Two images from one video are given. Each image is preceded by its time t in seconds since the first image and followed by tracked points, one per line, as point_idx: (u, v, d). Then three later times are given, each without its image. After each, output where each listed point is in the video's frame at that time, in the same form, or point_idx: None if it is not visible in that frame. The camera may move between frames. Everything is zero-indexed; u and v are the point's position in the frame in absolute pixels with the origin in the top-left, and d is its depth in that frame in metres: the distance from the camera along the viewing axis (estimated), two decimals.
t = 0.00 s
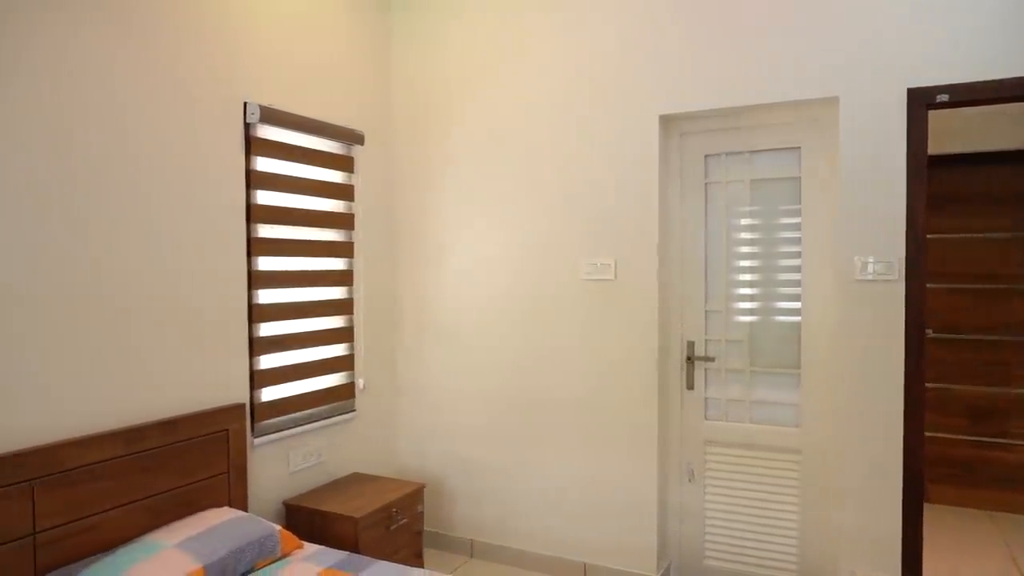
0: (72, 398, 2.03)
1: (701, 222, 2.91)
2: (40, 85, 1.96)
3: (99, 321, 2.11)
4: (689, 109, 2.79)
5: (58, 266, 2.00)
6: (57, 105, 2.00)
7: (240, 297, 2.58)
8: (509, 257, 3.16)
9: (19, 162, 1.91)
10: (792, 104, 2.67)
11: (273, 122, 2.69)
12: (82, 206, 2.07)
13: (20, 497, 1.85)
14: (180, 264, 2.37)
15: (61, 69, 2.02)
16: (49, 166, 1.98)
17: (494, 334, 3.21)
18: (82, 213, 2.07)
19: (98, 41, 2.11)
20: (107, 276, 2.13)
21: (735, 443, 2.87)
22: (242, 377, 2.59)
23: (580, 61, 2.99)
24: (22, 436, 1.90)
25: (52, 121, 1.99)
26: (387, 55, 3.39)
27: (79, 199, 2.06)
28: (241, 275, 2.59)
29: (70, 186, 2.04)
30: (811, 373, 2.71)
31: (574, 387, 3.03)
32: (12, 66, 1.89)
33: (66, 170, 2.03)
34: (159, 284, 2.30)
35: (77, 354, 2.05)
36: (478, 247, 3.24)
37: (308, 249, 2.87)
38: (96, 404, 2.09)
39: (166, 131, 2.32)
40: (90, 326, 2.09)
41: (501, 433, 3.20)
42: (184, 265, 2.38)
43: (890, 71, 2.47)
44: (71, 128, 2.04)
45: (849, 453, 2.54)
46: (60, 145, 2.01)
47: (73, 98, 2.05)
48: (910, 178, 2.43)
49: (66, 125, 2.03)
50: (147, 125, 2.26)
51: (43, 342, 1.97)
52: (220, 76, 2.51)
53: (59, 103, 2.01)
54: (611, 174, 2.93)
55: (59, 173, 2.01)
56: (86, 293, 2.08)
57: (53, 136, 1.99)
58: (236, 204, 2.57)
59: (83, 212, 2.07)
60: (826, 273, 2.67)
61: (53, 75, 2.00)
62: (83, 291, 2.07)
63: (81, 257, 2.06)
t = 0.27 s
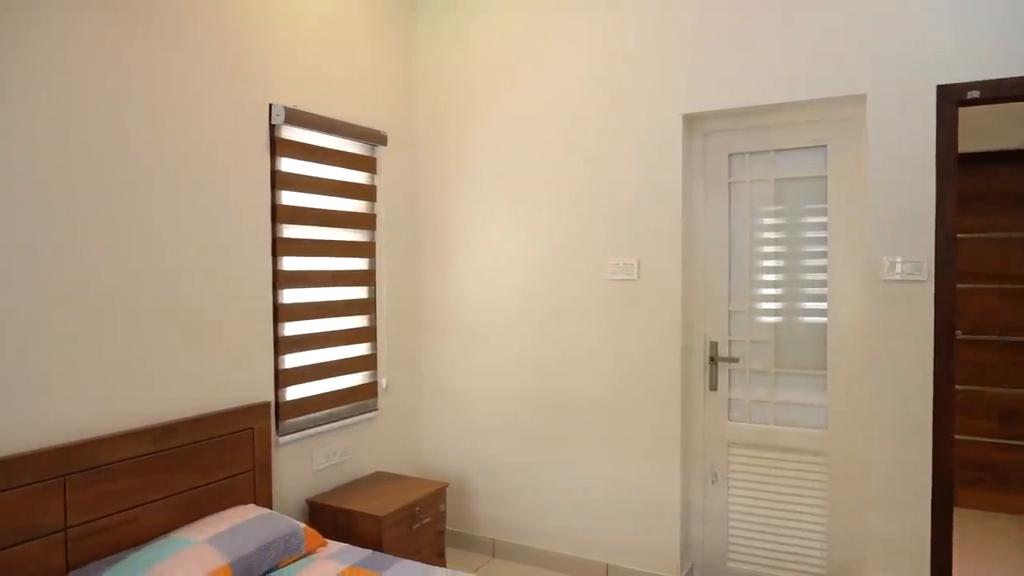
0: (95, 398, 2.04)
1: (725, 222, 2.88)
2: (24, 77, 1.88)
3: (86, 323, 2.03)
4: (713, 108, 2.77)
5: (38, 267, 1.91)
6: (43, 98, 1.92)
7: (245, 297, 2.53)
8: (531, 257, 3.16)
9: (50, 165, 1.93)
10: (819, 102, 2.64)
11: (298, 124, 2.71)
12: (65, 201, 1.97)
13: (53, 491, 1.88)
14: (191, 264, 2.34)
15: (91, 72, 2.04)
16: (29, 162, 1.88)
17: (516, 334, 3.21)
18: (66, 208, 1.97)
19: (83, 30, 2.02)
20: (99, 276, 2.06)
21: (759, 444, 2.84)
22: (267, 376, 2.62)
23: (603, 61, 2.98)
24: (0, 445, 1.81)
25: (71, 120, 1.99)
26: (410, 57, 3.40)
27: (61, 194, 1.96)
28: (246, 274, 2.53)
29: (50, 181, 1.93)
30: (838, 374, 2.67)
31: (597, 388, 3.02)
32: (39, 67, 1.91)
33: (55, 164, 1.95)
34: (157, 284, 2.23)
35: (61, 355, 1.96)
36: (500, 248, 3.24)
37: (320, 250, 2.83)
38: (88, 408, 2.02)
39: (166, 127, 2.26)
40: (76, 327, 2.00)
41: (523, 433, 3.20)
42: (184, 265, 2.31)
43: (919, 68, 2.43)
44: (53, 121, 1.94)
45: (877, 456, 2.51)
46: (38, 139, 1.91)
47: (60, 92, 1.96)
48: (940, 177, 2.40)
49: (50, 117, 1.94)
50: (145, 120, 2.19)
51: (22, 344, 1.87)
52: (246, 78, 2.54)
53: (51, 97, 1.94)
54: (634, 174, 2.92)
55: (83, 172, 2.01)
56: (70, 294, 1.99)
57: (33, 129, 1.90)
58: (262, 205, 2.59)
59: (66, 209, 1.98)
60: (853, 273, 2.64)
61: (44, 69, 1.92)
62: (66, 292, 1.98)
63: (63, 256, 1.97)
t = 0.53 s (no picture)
0: (122, 393, 2.07)
1: (749, 221, 2.85)
2: (25, 75, 1.86)
3: (74, 322, 1.96)
4: (736, 107, 2.75)
5: (18, 270, 1.84)
6: (42, 94, 1.89)
7: (250, 297, 2.48)
8: (553, 257, 3.15)
9: (79, 168, 1.97)
10: (845, 99, 2.61)
11: (321, 124, 2.73)
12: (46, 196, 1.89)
13: (83, 489, 1.91)
14: (216, 264, 2.37)
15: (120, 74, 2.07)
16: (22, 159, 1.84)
17: (537, 334, 3.21)
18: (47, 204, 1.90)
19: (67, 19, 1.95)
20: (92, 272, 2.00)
21: (783, 446, 2.81)
22: (291, 375, 2.64)
23: (626, 60, 2.96)
24: (33, 440, 1.86)
25: (88, 117, 1.99)
26: (432, 58, 3.41)
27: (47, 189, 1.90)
28: (252, 274, 2.49)
29: (29, 178, 1.86)
30: (865, 375, 2.63)
31: (619, 388, 3.01)
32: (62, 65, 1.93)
33: (55, 160, 1.92)
34: (156, 284, 2.17)
35: (43, 357, 1.89)
36: (522, 247, 3.23)
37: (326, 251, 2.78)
38: (80, 412, 1.96)
39: (165, 124, 2.20)
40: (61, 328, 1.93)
41: (544, 433, 3.19)
42: (184, 265, 2.26)
43: (949, 64, 2.39)
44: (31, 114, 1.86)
45: (904, 458, 2.47)
46: (15, 134, 1.83)
47: (47, 83, 1.90)
48: (970, 175, 2.35)
49: (41, 112, 1.89)
50: (157, 119, 2.18)
51: (23, 345, 1.85)
52: (271, 80, 2.57)
53: (55, 94, 1.92)
54: (657, 173, 2.90)
55: (101, 170, 2.02)
56: (53, 294, 1.91)
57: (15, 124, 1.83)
58: (286, 205, 2.61)
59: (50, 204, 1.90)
60: (880, 273, 2.60)
61: (36, 65, 1.88)
62: (50, 292, 1.90)
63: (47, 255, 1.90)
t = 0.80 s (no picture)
0: (153, 390, 2.10)
1: (775, 221, 2.82)
2: (60, 78, 1.89)
3: (67, 330, 1.90)
4: (763, 105, 2.72)
5: (8, 272, 1.78)
6: (71, 93, 1.91)
7: (252, 297, 2.42)
8: (576, 256, 3.15)
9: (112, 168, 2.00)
10: (874, 96, 2.57)
11: (347, 125, 2.75)
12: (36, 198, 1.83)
13: (114, 485, 1.95)
14: (244, 264, 2.39)
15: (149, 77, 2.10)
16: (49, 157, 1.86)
17: (560, 334, 3.20)
18: (35, 205, 1.83)
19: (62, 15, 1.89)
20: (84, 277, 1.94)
21: (810, 448, 2.77)
22: (317, 374, 2.66)
23: (650, 59, 2.94)
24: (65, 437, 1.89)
25: (116, 117, 2.01)
26: (456, 58, 3.42)
27: (44, 191, 1.85)
28: (254, 274, 2.42)
29: (24, 179, 1.81)
30: (895, 377, 2.59)
31: (643, 388, 3.00)
32: (93, 64, 1.95)
33: (85, 160, 1.94)
34: (189, 283, 2.21)
35: (34, 365, 1.83)
36: (545, 247, 3.23)
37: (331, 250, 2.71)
38: (112, 409, 1.99)
39: (178, 124, 2.18)
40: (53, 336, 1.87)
41: (568, 433, 3.19)
42: (183, 265, 2.19)
43: (982, 60, 2.34)
44: (24, 113, 1.81)
45: (935, 461, 2.43)
46: (30, 134, 1.82)
47: (38, 78, 1.84)
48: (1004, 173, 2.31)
49: (59, 112, 1.88)
50: (185, 120, 2.20)
51: (57, 344, 1.88)
52: (299, 82, 2.59)
53: (80, 93, 1.93)
54: (682, 173, 2.88)
55: (130, 170, 2.04)
56: (45, 301, 1.85)
57: (23, 124, 1.81)
58: (312, 205, 2.63)
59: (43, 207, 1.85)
60: (910, 273, 2.56)
61: (70, 67, 1.91)
62: (41, 298, 1.85)
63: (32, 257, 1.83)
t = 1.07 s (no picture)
0: (179, 389, 2.12)
1: (799, 220, 2.79)
2: (92, 81, 1.91)
3: (59, 339, 1.85)
4: (788, 104, 2.69)
5: (38, 275, 1.80)
6: (98, 93, 1.93)
7: (252, 297, 2.36)
8: (599, 256, 3.14)
9: (140, 170, 2.03)
10: (901, 93, 2.53)
11: (369, 126, 2.77)
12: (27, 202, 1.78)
13: (141, 482, 1.97)
14: (269, 263, 2.42)
15: (176, 79, 2.12)
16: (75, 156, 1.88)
17: (582, 335, 3.19)
18: (24, 210, 1.78)
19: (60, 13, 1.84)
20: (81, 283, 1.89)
21: (836, 450, 2.74)
22: (340, 373, 2.68)
23: (673, 58, 2.93)
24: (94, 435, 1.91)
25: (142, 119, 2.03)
26: (478, 59, 3.43)
27: (49, 194, 1.83)
28: (276, 274, 2.44)
29: (41, 180, 1.81)
30: (923, 378, 2.54)
31: (665, 389, 2.98)
32: (120, 65, 1.98)
33: (114, 162, 1.96)
34: (207, 282, 2.21)
35: (24, 375, 1.77)
36: (567, 247, 3.22)
37: (333, 250, 2.65)
38: (139, 407, 2.02)
39: (200, 125, 2.19)
40: (44, 345, 1.82)
41: (590, 434, 3.18)
42: (200, 262, 2.19)
43: (1013, 56, 2.30)
44: (15, 115, 1.76)
45: (964, 463, 2.38)
46: (58, 137, 1.84)
47: (37, 77, 1.80)
48: None
49: (88, 113, 1.91)
50: (211, 123, 2.23)
51: (86, 343, 1.90)
52: (323, 84, 2.61)
53: (108, 95, 1.95)
54: (705, 172, 2.86)
55: (155, 171, 2.06)
56: (37, 309, 1.80)
57: (34, 125, 1.80)
58: (335, 206, 2.65)
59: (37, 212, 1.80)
60: (939, 272, 2.51)
61: (100, 71, 1.93)
62: (33, 306, 1.80)
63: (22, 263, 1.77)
